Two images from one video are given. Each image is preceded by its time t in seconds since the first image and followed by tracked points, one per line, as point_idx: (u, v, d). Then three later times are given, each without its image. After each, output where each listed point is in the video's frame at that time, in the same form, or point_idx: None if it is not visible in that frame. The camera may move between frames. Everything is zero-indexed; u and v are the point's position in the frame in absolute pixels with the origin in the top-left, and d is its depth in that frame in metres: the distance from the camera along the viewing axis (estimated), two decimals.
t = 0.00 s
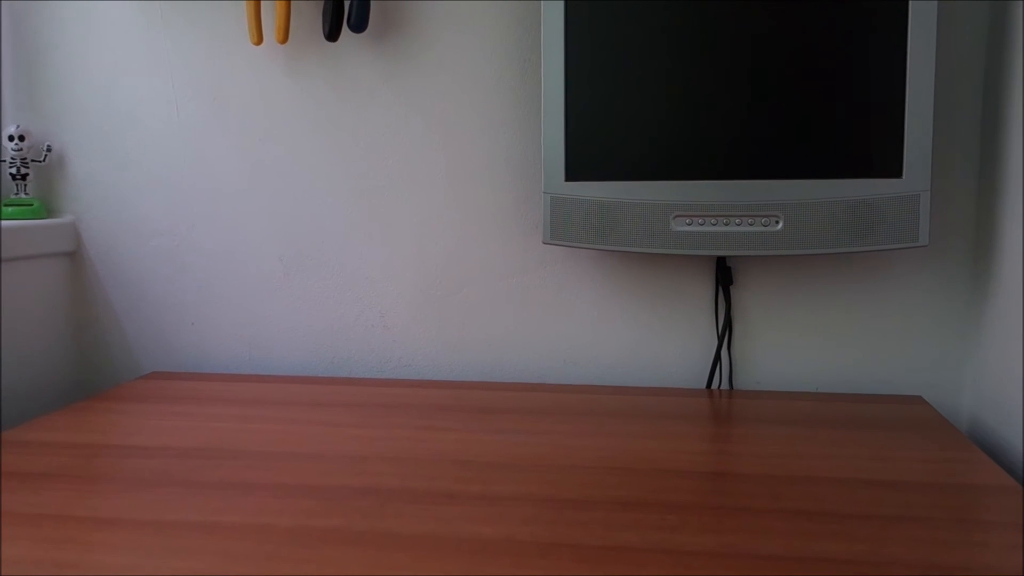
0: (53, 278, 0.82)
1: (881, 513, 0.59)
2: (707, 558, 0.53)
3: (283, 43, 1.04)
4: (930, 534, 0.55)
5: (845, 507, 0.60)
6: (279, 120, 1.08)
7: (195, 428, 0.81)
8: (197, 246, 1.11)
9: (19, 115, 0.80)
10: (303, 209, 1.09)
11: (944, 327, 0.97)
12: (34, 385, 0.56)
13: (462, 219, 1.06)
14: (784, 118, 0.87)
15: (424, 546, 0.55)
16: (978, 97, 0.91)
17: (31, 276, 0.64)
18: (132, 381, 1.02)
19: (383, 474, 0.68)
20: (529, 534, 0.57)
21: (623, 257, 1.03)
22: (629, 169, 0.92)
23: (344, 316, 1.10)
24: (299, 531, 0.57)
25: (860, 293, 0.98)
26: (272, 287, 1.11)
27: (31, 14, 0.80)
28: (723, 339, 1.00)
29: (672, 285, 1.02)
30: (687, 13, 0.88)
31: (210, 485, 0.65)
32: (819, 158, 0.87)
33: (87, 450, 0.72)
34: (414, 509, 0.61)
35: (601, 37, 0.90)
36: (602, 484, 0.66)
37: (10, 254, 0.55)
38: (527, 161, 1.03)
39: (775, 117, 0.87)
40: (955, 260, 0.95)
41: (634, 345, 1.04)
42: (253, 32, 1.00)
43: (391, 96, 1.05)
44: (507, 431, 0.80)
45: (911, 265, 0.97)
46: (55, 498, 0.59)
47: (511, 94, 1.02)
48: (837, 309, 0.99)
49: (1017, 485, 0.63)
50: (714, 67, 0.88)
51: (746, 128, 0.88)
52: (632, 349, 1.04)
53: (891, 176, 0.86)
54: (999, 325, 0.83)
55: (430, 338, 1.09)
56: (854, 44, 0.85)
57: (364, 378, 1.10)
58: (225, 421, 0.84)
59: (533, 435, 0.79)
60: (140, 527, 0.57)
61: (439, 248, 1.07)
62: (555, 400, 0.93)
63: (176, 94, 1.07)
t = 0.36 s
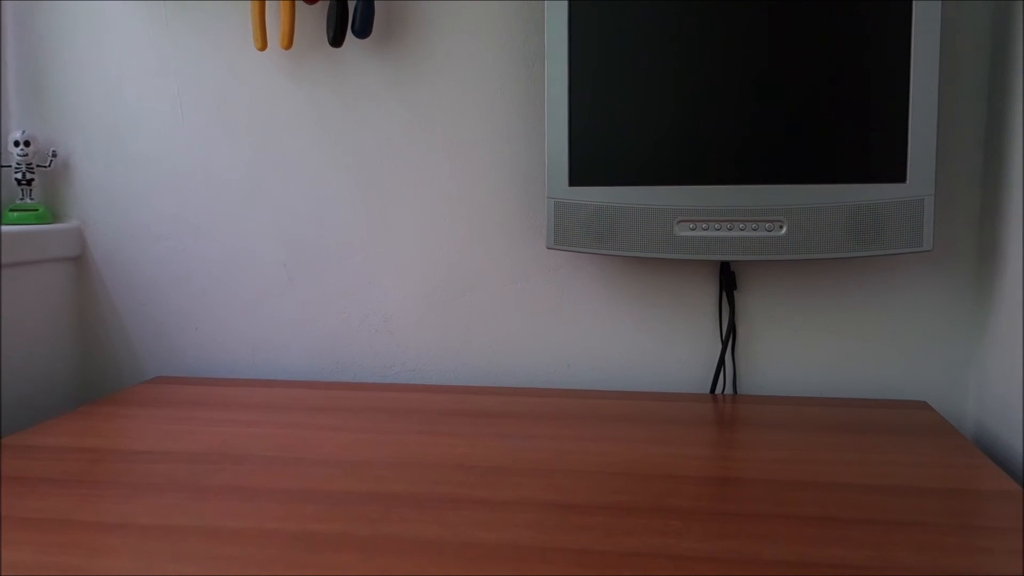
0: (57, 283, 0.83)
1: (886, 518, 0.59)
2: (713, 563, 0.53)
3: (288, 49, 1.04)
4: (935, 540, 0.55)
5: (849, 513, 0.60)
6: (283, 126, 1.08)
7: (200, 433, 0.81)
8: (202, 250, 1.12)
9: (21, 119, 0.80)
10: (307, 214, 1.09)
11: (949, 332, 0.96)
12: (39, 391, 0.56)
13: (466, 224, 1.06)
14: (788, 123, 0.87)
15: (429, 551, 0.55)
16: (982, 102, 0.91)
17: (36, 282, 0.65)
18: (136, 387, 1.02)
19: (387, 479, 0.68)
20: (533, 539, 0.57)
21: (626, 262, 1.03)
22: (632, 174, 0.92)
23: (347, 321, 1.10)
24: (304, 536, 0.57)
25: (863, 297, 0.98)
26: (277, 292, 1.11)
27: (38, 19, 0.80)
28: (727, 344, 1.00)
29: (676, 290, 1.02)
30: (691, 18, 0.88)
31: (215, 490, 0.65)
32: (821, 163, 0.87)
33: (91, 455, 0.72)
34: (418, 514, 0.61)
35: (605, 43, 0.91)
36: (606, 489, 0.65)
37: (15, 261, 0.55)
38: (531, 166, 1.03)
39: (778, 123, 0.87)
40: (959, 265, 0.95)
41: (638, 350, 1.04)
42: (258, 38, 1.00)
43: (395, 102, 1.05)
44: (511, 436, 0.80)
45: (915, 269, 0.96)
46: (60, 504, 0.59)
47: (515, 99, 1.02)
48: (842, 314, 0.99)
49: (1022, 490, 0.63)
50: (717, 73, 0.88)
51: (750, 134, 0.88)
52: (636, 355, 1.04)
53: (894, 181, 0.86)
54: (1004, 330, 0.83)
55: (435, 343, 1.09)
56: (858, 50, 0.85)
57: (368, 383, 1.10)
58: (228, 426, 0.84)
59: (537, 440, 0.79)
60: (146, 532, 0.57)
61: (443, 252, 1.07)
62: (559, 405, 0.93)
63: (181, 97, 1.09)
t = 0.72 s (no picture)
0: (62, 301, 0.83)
1: (890, 538, 0.59)
2: None
3: (292, 67, 1.05)
4: (939, 559, 0.55)
5: (853, 532, 0.60)
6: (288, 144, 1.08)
7: (201, 451, 0.81)
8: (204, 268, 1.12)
9: (26, 138, 0.81)
10: (311, 231, 1.10)
11: (951, 349, 0.96)
12: (39, 409, 0.57)
13: (468, 242, 1.06)
14: (789, 142, 0.88)
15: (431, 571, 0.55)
16: (981, 122, 0.92)
17: (39, 300, 0.65)
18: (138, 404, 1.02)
19: (390, 498, 0.68)
20: (536, 558, 0.57)
21: (629, 280, 1.03)
22: (634, 193, 0.92)
23: (349, 338, 1.10)
24: (306, 555, 0.57)
25: (866, 315, 0.98)
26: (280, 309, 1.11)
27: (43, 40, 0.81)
28: (729, 362, 1.00)
29: (678, 308, 1.02)
30: (692, 39, 0.89)
31: (217, 508, 0.65)
32: (822, 182, 0.88)
33: (94, 473, 0.72)
34: (421, 533, 0.61)
35: (607, 63, 0.91)
36: (608, 508, 0.65)
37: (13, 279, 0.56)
38: (534, 184, 1.04)
39: (779, 142, 0.88)
40: (960, 283, 0.95)
41: (641, 368, 1.04)
42: (262, 56, 1.01)
43: (398, 120, 1.06)
44: (513, 454, 0.80)
45: (916, 287, 0.97)
46: (63, 523, 0.59)
47: (518, 118, 1.03)
48: (844, 331, 0.99)
49: None
50: (719, 92, 0.89)
51: (752, 153, 0.89)
52: (639, 373, 1.04)
53: (894, 199, 0.86)
54: (1007, 348, 0.83)
55: (437, 360, 1.08)
56: (857, 70, 0.86)
57: (370, 400, 1.10)
58: (231, 444, 0.84)
59: (539, 458, 0.79)
60: (147, 551, 0.57)
61: (445, 269, 1.07)
62: (561, 423, 0.93)
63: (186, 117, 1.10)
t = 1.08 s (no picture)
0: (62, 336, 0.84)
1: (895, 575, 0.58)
2: None
3: (295, 104, 1.06)
4: None
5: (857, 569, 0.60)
6: (289, 180, 1.09)
7: (200, 486, 0.80)
8: (205, 303, 1.12)
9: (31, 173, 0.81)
10: (311, 267, 1.09)
11: (953, 385, 0.97)
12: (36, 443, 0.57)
13: (468, 278, 1.06)
14: (788, 179, 0.88)
15: None
16: (980, 164, 0.93)
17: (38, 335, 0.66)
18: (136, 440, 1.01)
19: (390, 535, 0.67)
20: None
21: (629, 316, 1.03)
22: (635, 229, 0.92)
23: (348, 373, 1.10)
24: None
25: (867, 351, 0.98)
26: (280, 344, 1.11)
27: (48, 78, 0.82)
28: (730, 397, 1.00)
29: (679, 344, 1.02)
30: (692, 77, 0.90)
31: (216, 544, 0.65)
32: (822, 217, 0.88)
33: (92, 509, 0.72)
34: (421, 569, 0.60)
35: (607, 100, 0.92)
36: (609, 545, 0.65)
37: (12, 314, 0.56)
38: (535, 220, 1.04)
39: (779, 179, 0.89)
40: (961, 319, 0.96)
41: (642, 404, 1.04)
42: (265, 93, 1.01)
43: (400, 156, 1.07)
44: (514, 491, 0.80)
45: (917, 323, 0.97)
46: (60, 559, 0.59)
47: (518, 156, 1.04)
48: (845, 367, 0.99)
49: None
50: (719, 129, 0.90)
51: (752, 189, 0.89)
52: (639, 408, 1.04)
53: (893, 235, 0.86)
54: (1010, 384, 0.83)
55: (437, 395, 1.08)
56: (855, 108, 0.87)
57: (369, 435, 1.09)
58: (230, 480, 0.83)
59: (539, 495, 0.78)
60: None
61: (445, 305, 1.07)
62: (562, 459, 0.92)
63: (190, 153, 1.11)
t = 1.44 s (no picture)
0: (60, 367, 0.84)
1: None
2: None
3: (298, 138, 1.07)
4: None
5: None
6: (291, 213, 1.09)
7: (199, 519, 0.80)
8: (205, 335, 1.12)
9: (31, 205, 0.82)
10: (312, 299, 1.09)
11: (955, 419, 0.96)
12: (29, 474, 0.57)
13: (468, 312, 1.06)
14: (788, 212, 0.89)
15: None
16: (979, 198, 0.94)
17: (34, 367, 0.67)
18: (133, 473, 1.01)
19: (387, 569, 0.67)
20: None
21: (630, 349, 1.03)
22: (635, 262, 0.92)
23: (348, 406, 1.09)
24: None
25: (869, 385, 0.98)
26: (280, 377, 1.10)
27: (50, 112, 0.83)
28: (731, 431, 0.99)
29: (680, 377, 1.02)
30: (692, 112, 0.91)
31: None
32: (822, 251, 0.88)
33: (88, 542, 0.72)
34: None
35: (607, 135, 0.93)
36: None
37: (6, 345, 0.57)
38: (536, 254, 1.05)
39: (778, 213, 0.89)
40: (962, 354, 0.96)
41: (643, 438, 1.03)
42: (268, 126, 1.02)
43: (402, 190, 1.07)
44: (514, 525, 0.79)
45: (917, 358, 0.97)
46: None
47: (519, 189, 1.05)
48: (846, 401, 0.99)
49: None
50: (719, 163, 0.90)
51: (752, 223, 0.89)
52: (641, 442, 1.03)
53: (893, 269, 0.87)
54: (1013, 418, 0.83)
55: (438, 428, 1.07)
56: (854, 142, 0.87)
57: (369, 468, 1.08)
58: (227, 513, 0.83)
59: (539, 529, 0.78)
60: None
61: (446, 337, 1.07)
62: (562, 493, 0.91)
63: (192, 187, 1.11)
